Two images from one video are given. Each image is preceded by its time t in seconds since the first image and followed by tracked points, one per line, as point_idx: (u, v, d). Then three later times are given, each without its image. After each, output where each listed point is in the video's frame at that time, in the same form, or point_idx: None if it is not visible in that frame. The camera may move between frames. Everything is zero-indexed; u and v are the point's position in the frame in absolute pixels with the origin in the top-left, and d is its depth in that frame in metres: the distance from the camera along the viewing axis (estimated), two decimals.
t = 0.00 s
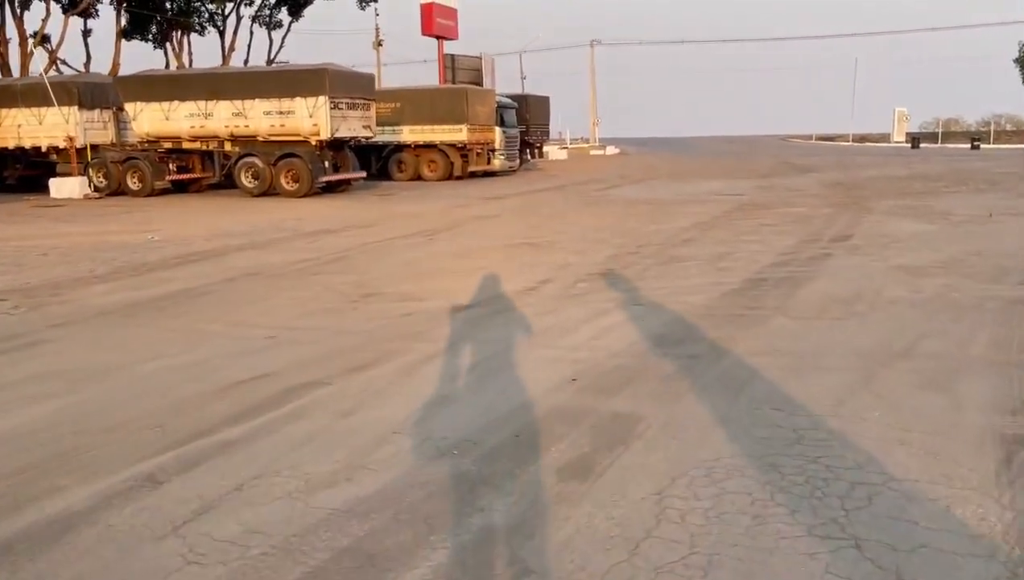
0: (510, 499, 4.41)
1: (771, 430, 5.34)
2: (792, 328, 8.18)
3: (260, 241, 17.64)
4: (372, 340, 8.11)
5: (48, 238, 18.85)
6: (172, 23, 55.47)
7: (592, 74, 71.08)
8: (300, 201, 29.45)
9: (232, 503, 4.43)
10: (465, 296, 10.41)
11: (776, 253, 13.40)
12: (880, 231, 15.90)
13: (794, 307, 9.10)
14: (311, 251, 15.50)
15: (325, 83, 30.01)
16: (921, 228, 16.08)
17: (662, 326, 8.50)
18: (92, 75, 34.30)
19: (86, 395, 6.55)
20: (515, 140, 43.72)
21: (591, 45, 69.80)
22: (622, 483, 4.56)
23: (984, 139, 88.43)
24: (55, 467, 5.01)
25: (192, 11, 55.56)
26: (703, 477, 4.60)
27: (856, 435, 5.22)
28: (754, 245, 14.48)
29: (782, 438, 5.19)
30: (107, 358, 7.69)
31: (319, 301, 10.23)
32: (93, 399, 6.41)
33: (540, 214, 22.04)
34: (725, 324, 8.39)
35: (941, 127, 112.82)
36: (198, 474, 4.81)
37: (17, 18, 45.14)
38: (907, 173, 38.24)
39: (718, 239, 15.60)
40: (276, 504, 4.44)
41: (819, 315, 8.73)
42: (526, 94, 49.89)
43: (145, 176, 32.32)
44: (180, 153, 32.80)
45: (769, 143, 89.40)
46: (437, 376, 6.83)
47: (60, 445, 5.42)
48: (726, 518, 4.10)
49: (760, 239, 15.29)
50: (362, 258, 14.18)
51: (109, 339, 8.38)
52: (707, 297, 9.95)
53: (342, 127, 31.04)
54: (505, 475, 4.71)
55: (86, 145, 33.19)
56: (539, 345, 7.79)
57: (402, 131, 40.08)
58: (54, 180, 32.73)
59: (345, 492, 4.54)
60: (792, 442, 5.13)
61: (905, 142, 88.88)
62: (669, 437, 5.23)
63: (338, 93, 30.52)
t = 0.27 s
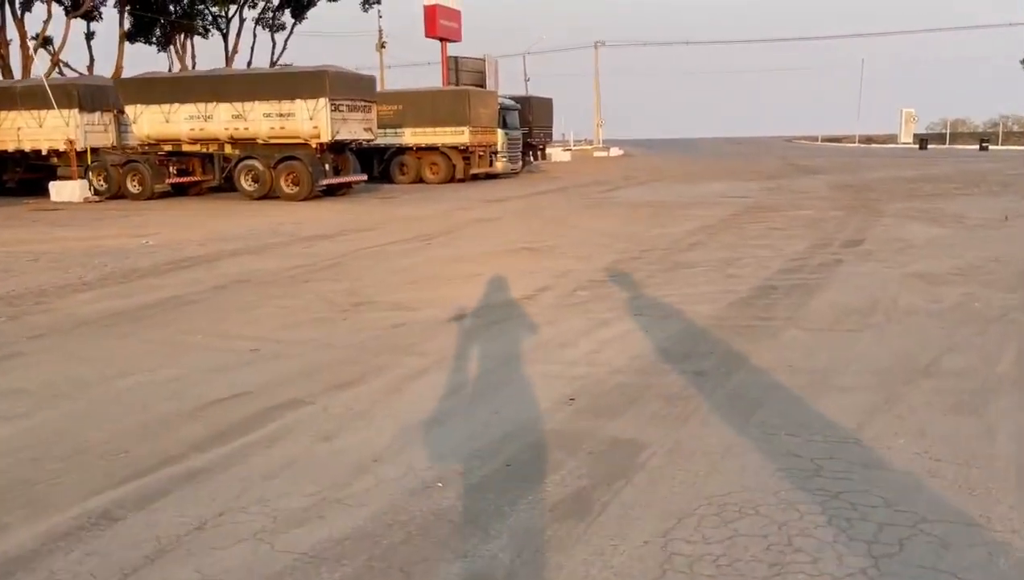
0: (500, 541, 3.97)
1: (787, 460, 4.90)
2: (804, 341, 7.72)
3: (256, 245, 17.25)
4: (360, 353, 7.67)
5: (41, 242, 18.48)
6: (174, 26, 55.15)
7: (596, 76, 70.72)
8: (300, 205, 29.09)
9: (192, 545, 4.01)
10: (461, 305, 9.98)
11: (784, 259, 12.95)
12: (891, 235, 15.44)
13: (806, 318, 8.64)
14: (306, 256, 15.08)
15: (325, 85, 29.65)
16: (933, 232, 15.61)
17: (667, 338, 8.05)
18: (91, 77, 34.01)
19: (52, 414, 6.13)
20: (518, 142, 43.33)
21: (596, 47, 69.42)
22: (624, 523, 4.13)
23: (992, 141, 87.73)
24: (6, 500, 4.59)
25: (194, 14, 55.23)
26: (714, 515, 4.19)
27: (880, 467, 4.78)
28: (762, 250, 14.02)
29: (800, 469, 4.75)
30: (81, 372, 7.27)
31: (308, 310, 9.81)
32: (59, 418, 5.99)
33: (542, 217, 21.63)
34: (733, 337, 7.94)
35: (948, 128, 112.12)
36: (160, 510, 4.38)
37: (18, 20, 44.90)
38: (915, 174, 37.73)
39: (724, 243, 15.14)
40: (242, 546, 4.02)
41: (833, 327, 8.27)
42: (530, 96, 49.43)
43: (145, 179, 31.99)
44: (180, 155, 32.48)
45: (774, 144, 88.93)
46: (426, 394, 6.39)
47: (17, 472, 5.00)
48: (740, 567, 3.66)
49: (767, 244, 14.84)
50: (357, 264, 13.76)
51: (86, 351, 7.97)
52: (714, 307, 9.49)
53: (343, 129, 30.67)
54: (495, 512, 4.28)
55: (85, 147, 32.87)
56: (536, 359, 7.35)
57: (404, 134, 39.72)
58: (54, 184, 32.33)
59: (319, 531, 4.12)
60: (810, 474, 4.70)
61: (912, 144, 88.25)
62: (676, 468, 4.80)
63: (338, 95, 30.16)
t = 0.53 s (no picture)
0: None
1: (808, 489, 4.46)
2: (819, 352, 7.25)
3: (251, 250, 16.85)
4: (347, 367, 7.23)
5: (32, 248, 18.10)
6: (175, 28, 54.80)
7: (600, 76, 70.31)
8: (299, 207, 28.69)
9: None
10: (457, 313, 9.53)
11: (795, 261, 12.47)
12: (905, 235, 14.96)
13: (820, 326, 8.16)
14: (300, 262, 14.66)
15: (324, 86, 29.25)
16: (948, 232, 15.12)
17: (675, 348, 7.61)
18: (89, 80, 33.69)
19: (15, 436, 5.70)
20: (521, 142, 42.90)
21: (599, 46, 68.96)
22: (631, 568, 3.69)
23: (1000, 137, 86.95)
24: None
25: (195, 16, 54.85)
26: (730, 557, 3.76)
27: (913, 497, 4.33)
28: (770, 252, 13.53)
29: (824, 500, 4.30)
30: (52, 389, 6.86)
31: (297, 321, 9.38)
32: (21, 442, 5.58)
33: (545, 219, 21.19)
34: (744, 348, 7.47)
35: (954, 124, 111.38)
36: (114, 553, 3.95)
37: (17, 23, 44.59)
38: (925, 172, 37.14)
39: (731, 245, 14.66)
40: None
41: (849, 336, 7.79)
42: (532, 95, 48.95)
43: (143, 183, 31.64)
44: (178, 158, 32.13)
45: (780, 143, 88.35)
46: (415, 414, 5.95)
47: None
48: None
49: (776, 245, 14.35)
50: (352, 269, 13.32)
51: (61, 366, 7.56)
52: (723, 314, 9.02)
53: (342, 130, 30.26)
54: (485, 553, 3.85)
55: (83, 151, 32.55)
56: (533, 373, 6.90)
57: (405, 135, 39.33)
58: (51, 188, 31.98)
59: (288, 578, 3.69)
60: (834, 505, 4.25)
61: (918, 141, 87.53)
62: (686, 500, 4.35)
63: (337, 96, 29.76)
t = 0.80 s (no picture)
0: None
1: (816, 528, 4.04)
2: (819, 365, 6.84)
3: (228, 259, 16.35)
4: (317, 389, 6.76)
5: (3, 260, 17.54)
6: (156, 33, 54.02)
7: (587, 77, 69.98)
8: (282, 214, 28.16)
9: None
10: (437, 326, 9.07)
11: (788, 266, 12.09)
12: (899, 237, 14.61)
13: (818, 337, 7.76)
14: (278, 272, 14.17)
15: (306, 89, 28.74)
16: (943, 234, 14.78)
17: (667, 362, 7.19)
18: (66, 86, 33.07)
19: None
20: (508, 144, 42.46)
21: (586, 47, 68.63)
22: None
23: (985, 134, 87.25)
24: None
25: (176, 20, 54.09)
26: None
27: (932, 536, 3.93)
28: (762, 256, 13.14)
29: (834, 542, 3.89)
30: None
31: (268, 337, 8.91)
32: None
33: (532, 223, 20.77)
34: (739, 361, 7.05)
35: (940, 122, 111.72)
36: None
37: None
38: (913, 171, 36.99)
39: (722, 250, 14.27)
40: None
41: (849, 347, 7.39)
42: (518, 97, 48.55)
43: (122, 190, 31.04)
44: (158, 165, 31.54)
45: (767, 142, 88.32)
46: (385, 442, 5.49)
47: None
48: None
49: (767, 249, 13.97)
50: (330, 278, 12.85)
51: (13, 392, 7.09)
52: (715, 324, 8.60)
53: (325, 135, 29.75)
54: None
55: (60, 158, 31.91)
56: (516, 393, 6.45)
57: (390, 138, 38.85)
58: (28, 197, 31.35)
59: None
60: (846, 548, 3.84)
61: (905, 139, 87.63)
62: (681, 545, 3.93)
63: (320, 100, 29.25)
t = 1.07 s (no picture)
0: None
1: (818, 564, 3.62)
2: (814, 373, 6.43)
3: (200, 261, 15.82)
4: (275, 402, 6.29)
5: None
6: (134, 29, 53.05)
7: (572, 74, 69.59)
8: (260, 213, 27.57)
9: None
10: (409, 331, 8.60)
11: (777, 265, 11.71)
12: (890, 234, 14.27)
13: (811, 342, 7.35)
14: (250, 273, 13.65)
15: (284, 86, 28.12)
16: (934, 231, 14.45)
17: (652, 369, 6.77)
18: (40, 83, 32.31)
19: None
20: (493, 142, 41.92)
21: (572, 44, 68.21)
22: None
23: (969, 131, 87.60)
24: None
25: (155, 17, 53.15)
26: None
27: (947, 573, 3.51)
28: (750, 256, 12.75)
29: None
30: None
31: (231, 344, 8.41)
32: None
33: (515, 222, 20.31)
34: (728, 368, 6.63)
35: (924, 119, 112.12)
36: None
37: None
38: (898, 168, 36.88)
39: (708, 248, 13.88)
40: None
41: (843, 353, 6.99)
42: (503, 94, 48.10)
43: (96, 190, 30.33)
44: (133, 163, 30.87)
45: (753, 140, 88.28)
46: (345, 463, 5.02)
47: None
48: None
49: (755, 248, 13.59)
50: (303, 280, 12.36)
51: None
52: (702, 328, 8.18)
53: (304, 132, 29.17)
54: None
55: (32, 157, 31.16)
56: (489, 405, 6.00)
57: (373, 136, 38.26)
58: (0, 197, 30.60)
59: None
60: None
61: (889, 136, 87.80)
62: None
63: (298, 97, 28.65)
